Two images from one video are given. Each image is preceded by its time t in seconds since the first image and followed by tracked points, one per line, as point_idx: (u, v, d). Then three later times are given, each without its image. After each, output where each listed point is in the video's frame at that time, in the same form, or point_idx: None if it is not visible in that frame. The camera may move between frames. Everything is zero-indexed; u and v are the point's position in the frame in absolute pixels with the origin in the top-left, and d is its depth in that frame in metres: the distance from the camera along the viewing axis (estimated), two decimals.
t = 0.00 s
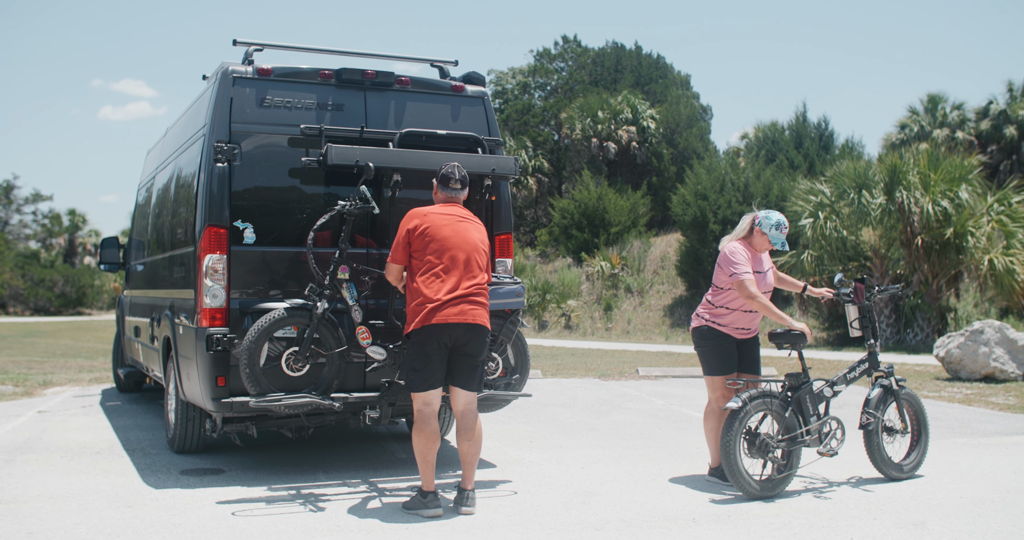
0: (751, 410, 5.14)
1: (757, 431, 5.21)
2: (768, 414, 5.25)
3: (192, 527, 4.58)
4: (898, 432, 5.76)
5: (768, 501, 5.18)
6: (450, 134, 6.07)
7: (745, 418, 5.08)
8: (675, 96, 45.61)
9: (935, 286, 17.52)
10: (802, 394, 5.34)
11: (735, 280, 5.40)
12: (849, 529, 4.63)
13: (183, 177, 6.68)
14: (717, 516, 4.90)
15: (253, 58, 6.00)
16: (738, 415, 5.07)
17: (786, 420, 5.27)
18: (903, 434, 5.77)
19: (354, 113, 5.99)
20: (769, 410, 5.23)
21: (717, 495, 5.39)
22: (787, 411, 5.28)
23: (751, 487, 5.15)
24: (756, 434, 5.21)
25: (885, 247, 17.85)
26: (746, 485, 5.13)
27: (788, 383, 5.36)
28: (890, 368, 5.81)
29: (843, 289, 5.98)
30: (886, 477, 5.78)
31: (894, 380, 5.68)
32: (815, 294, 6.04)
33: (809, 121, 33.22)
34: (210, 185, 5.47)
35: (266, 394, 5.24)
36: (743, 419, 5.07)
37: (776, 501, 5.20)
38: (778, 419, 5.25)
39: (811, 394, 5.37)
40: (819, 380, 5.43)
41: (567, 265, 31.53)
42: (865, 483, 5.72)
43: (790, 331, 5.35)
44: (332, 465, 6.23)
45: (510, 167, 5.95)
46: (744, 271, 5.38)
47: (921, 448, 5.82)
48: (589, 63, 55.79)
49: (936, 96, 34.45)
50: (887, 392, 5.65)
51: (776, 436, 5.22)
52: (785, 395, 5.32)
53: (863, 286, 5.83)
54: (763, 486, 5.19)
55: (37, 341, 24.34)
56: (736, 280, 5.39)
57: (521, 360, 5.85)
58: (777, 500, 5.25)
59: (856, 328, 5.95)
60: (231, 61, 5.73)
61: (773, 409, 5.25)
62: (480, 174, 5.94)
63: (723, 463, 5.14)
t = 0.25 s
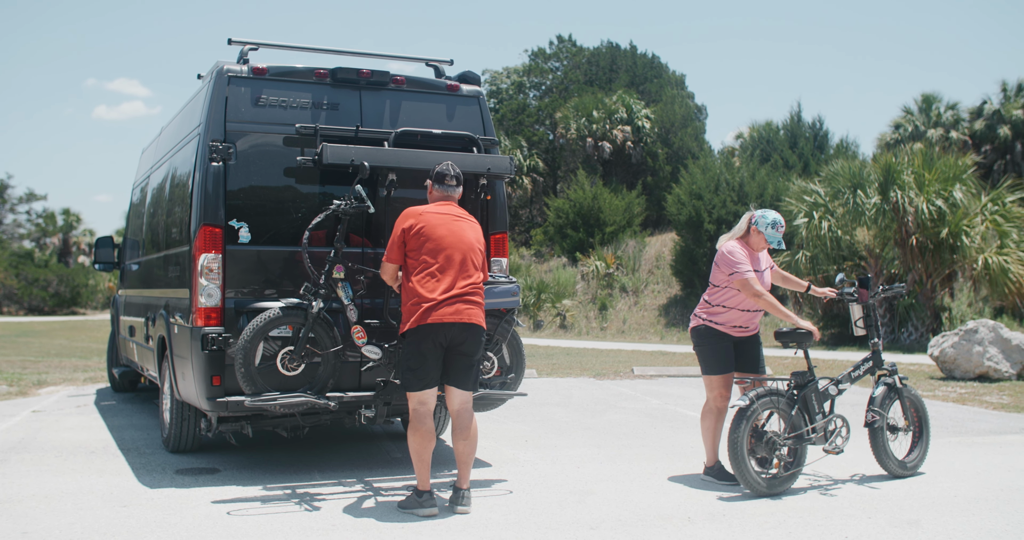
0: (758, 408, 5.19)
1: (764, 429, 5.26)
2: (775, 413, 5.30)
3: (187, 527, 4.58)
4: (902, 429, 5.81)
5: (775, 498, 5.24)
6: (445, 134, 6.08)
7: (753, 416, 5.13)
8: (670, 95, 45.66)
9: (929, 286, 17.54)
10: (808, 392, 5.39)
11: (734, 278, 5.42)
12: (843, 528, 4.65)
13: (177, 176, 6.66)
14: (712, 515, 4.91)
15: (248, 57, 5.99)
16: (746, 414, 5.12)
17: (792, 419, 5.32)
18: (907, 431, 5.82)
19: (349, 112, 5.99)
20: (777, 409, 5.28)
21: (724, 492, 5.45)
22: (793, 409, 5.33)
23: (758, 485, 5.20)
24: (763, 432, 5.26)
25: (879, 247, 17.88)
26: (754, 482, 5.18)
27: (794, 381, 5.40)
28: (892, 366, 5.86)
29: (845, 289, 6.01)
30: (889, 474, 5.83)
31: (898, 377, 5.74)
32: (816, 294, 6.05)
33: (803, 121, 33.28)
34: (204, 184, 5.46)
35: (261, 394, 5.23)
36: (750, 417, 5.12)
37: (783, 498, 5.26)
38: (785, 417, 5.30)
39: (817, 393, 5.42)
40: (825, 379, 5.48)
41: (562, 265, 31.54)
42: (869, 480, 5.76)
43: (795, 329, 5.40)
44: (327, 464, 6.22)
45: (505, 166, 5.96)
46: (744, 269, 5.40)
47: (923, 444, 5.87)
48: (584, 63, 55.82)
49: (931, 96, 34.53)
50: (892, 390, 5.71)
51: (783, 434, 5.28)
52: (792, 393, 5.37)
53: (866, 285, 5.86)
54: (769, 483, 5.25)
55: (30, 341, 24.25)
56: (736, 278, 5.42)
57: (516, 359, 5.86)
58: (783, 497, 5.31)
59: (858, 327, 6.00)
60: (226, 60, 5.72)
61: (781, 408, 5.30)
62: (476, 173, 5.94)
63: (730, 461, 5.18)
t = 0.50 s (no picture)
0: (770, 407, 5.27)
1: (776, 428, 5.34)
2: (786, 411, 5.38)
3: (182, 527, 4.58)
4: (908, 427, 5.92)
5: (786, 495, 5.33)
6: (441, 133, 6.08)
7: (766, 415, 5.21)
8: (666, 95, 45.69)
9: (925, 286, 17.55)
10: (818, 391, 5.47)
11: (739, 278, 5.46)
12: (838, 527, 4.66)
13: (173, 175, 6.66)
14: (707, 514, 4.92)
15: (244, 56, 5.98)
16: (759, 413, 5.20)
17: (802, 417, 5.40)
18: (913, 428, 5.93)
19: (345, 112, 5.99)
20: (788, 407, 5.36)
21: (735, 489, 5.53)
22: (804, 407, 5.41)
23: (769, 482, 5.29)
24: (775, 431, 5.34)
25: (874, 246, 17.91)
26: (765, 479, 5.26)
27: (804, 380, 5.48)
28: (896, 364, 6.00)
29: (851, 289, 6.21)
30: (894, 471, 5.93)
31: (904, 375, 5.88)
32: (823, 294, 6.06)
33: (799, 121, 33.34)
34: (200, 184, 5.45)
35: (257, 393, 5.23)
36: (762, 415, 5.19)
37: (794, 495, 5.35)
38: (795, 415, 5.38)
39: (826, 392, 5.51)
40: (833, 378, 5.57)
41: (558, 265, 31.56)
42: (876, 476, 5.85)
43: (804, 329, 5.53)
44: (323, 463, 6.23)
45: (501, 166, 5.97)
46: (748, 269, 5.44)
47: (927, 441, 5.99)
48: (580, 63, 55.85)
49: (926, 95, 34.60)
50: (899, 387, 5.85)
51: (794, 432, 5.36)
52: (802, 392, 5.44)
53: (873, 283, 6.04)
54: (781, 480, 5.33)
55: (25, 341, 24.20)
56: (740, 278, 5.46)
57: (512, 358, 5.86)
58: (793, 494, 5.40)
59: (867, 326, 6.14)
60: (222, 59, 5.71)
61: (791, 406, 5.37)
62: (472, 173, 5.94)
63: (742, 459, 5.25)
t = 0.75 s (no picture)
0: (777, 405, 5.37)
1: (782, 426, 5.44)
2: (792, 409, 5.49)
3: (177, 527, 4.58)
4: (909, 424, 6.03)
5: (795, 492, 5.42)
6: (434, 133, 6.10)
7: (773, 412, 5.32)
8: (660, 96, 45.75)
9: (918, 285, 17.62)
10: (823, 389, 5.58)
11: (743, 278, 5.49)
12: (832, 526, 4.68)
13: (167, 174, 6.64)
14: (702, 513, 4.93)
15: (239, 56, 5.98)
16: (766, 411, 5.31)
17: (808, 415, 5.51)
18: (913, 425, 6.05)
19: (339, 112, 5.99)
20: (794, 406, 5.47)
21: (743, 486, 5.61)
22: (810, 405, 5.51)
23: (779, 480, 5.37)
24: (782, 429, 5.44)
25: (868, 246, 17.95)
26: (775, 477, 5.34)
27: (809, 378, 5.58)
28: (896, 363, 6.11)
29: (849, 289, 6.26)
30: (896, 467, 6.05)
31: (904, 374, 5.99)
32: (822, 295, 6.06)
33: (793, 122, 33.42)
34: (194, 183, 5.45)
35: (251, 393, 5.23)
36: (770, 413, 5.31)
37: (802, 492, 5.43)
38: (800, 414, 5.49)
39: (830, 390, 5.62)
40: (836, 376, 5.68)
41: (553, 265, 31.57)
42: (879, 473, 5.97)
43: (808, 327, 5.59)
44: (318, 463, 6.23)
45: (496, 166, 5.98)
46: (754, 270, 5.47)
47: (926, 436, 6.10)
48: (574, 63, 55.87)
49: (920, 96, 34.70)
50: (901, 385, 5.97)
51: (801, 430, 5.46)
52: (807, 391, 5.55)
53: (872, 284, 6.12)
54: (790, 477, 5.42)
55: (18, 341, 24.11)
56: (746, 278, 5.48)
57: (506, 358, 5.87)
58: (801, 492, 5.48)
59: (867, 325, 6.20)
60: (216, 59, 5.71)
61: (797, 405, 5.48)
62: (466, 173, 5.95)
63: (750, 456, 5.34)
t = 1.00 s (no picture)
0: (782, 404, 5.40)
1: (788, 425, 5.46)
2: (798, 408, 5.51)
3: (177, 526, 4.58)
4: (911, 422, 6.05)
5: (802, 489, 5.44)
6: (434, 134, 6.11)
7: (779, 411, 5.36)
8: (660, 96, 45.78)
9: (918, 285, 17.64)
10: (826, 388, 5.59)
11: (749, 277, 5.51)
12: (832, 525, 4.69)
13: (167, 174, 6.64)
14: (702, 513, 4.94)
15: (239, 56, 5.98)
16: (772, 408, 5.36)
17: (813, 413, 5.52)
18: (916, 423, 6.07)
19: (340, 112, 5.99)
20: (799, 405, 5.49)
21: (748, 483, 5.66)
22: (813, 404, 5.52)
23: (786, 478, 5.39)
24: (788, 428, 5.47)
25: (868, 246, 17.96)
26: (781, 475, 5.35)
27: (812, 377, 5.60)
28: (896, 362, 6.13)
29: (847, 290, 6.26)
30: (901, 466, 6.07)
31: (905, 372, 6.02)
32: (818, 298, 6.06)
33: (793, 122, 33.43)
34: (194, 183, 5.45)
35: (251, 393, 5.23)
36: (777, 409, 5.36)
37: (808, 490, 5.45)
38: (806, 412, 5.50)
39: (834, 389, 5.64)
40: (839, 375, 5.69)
41: (553, 265, 31.57)
42: (884, 472, 5.99)
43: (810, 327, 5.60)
44: (318, 463, 6.23)
45: (496, 166, 5.98)
46: (759, 268, 5.48)
47: (927, 433, 6.14)
48: (574, 62, 55.87)
49: (919, 96, 34.73)
50: (903, 384, 5.98)
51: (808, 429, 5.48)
52: (812, 389, 5.57)
53: (869, 286, 6.13)
54: (796, 475, 5.43)
55: (18, 341, 24.07)
56: (750, 276, 5.50)
57: (506, 358, 5.87)
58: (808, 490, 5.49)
59: (865, 326, 6.21)
60: (216, 59, 5.70)
61: (802, 404, 5.50)
62: (466, 173, 5.95)
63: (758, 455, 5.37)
